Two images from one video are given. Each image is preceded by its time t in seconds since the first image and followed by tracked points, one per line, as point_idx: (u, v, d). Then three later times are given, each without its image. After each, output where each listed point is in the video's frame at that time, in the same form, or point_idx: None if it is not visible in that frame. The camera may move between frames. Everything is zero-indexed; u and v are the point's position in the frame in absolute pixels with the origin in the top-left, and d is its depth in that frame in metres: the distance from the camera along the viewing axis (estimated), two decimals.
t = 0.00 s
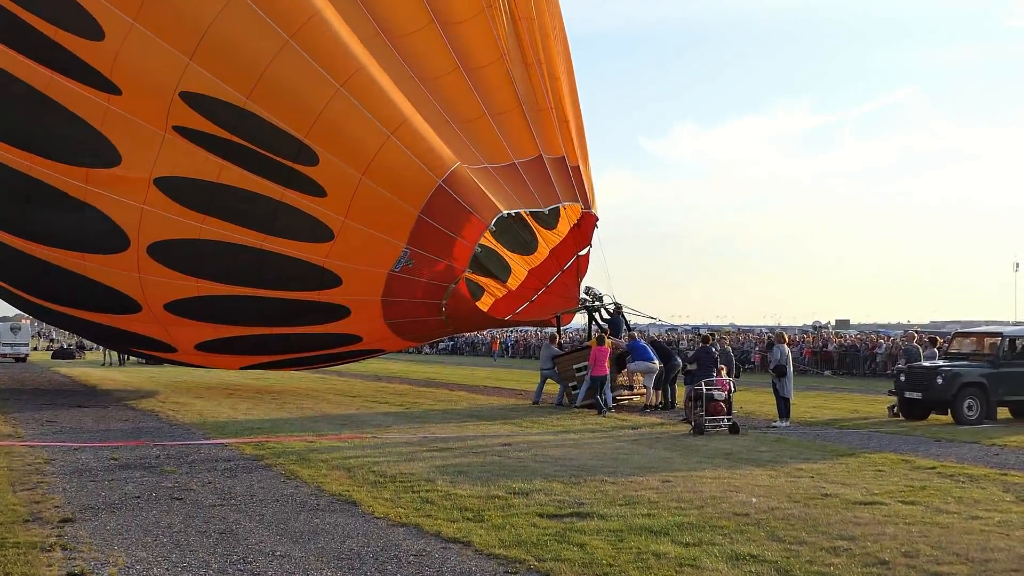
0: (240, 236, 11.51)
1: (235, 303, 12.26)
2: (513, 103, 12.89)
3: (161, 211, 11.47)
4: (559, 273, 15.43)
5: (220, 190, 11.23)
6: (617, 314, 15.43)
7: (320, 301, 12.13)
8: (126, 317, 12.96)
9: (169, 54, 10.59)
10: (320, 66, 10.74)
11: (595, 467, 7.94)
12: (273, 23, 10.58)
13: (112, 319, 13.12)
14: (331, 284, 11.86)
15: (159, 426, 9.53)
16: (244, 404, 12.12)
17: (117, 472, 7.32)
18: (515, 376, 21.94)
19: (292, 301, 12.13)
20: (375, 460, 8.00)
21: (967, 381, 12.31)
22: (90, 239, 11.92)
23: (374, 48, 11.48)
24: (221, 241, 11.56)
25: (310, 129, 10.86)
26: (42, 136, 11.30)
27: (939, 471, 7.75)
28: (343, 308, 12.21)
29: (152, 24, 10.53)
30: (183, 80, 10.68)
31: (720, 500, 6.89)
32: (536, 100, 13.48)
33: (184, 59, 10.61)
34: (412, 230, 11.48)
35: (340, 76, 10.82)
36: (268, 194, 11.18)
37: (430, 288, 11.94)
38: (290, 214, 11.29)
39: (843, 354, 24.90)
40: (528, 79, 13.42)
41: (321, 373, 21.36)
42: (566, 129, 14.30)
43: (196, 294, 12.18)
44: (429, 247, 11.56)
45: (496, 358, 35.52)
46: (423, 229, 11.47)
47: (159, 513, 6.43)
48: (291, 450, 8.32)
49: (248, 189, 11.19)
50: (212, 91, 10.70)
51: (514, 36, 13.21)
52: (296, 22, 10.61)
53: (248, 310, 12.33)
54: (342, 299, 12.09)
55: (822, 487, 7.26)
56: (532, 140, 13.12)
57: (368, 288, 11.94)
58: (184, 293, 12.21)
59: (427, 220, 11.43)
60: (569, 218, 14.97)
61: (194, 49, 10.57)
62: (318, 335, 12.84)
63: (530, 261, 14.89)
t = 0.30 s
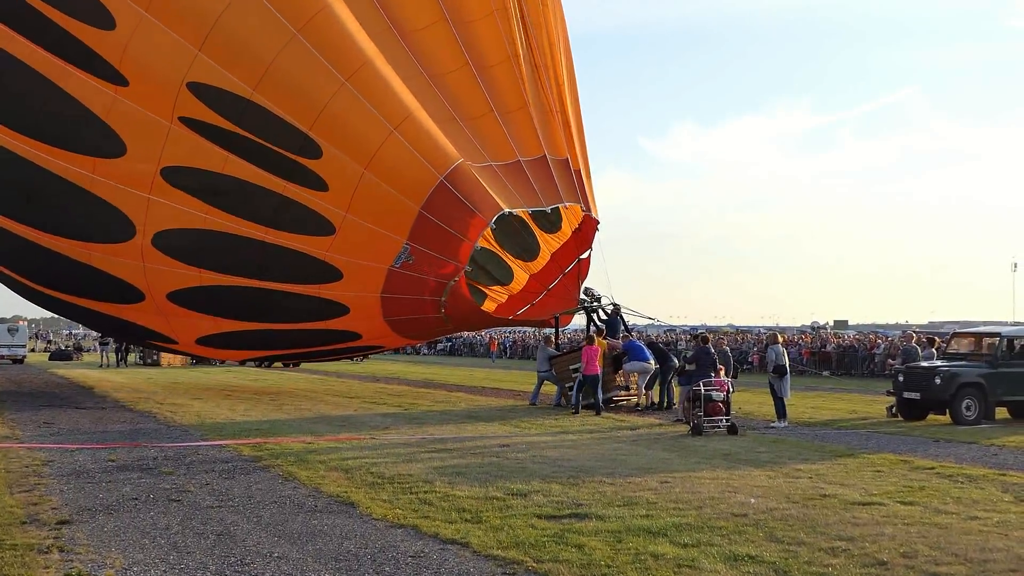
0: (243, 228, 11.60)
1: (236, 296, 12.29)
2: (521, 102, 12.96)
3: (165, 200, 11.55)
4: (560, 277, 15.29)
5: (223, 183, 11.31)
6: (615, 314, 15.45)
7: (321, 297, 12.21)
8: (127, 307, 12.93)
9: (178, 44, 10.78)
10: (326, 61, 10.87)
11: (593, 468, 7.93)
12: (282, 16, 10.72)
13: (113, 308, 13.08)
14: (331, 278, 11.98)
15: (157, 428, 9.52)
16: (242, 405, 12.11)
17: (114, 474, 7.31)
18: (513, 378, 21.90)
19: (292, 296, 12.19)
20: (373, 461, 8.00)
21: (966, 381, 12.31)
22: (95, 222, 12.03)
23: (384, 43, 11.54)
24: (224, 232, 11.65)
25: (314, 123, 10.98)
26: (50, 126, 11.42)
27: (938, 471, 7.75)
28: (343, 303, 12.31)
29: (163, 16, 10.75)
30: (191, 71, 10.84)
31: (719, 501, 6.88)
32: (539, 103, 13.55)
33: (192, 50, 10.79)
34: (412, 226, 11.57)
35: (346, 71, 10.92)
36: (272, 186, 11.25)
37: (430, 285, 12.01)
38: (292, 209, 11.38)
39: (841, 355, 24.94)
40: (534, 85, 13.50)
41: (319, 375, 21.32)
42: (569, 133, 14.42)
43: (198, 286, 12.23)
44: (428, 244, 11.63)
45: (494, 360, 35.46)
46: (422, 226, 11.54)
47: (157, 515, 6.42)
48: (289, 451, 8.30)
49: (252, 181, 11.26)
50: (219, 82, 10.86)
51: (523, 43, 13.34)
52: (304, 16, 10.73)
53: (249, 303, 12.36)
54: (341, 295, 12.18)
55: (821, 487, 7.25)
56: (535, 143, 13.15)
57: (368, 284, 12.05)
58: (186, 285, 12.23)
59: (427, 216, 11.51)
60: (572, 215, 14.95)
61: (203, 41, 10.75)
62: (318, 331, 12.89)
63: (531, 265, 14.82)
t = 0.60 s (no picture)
0: (243, 218, 11.60)
1: (232, 288, 12.28)
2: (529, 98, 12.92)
3: (163, 189, 11.54)
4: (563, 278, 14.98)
5: (223, 172, 11.34)
6: (615, 315, 15.31)
7: (318, 291, 12.19)
8: (124, 297, 12.93)
9: (182, 31, 10.86)
10: (330, 51, 10.99)
11: (593, 471, 7.79)
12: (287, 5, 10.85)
13: (111, 298, 13.08)
14: (329, 273, 11.94)
15: (148, 431, 9.37)
16: (235, 407, 11.96)
17: (104, 477, 7.16)
18: (512, 380, 21.72)
19: (288, 290, 12.19)
20: (369, 463, 7.86)
21: (972, 382, 12.17)
22: (94, 219, 11.92)
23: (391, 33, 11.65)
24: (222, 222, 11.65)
25: (315, 112, 11.06)
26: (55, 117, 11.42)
27: (944, 474, 7.61)
28: (338, 298, 12.26)
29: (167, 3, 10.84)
30: (194, 57, 10.89)
31: (721, 505, 6.74)
32: (551, 99, 13.49)
33: (195, 37, 10.86)
34: (413, 219, 11.60)
35: (348, 60, 11.04)
36: (272, 176, 11.29)
37: (427, 280, 11.93)
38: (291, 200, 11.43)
39: (845, 355, 24.79)
40: (546, 82, 13.48)
41: (313, 377, 21.15)
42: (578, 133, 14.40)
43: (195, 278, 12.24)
44: (428, 237, 11.65)
45: (491, 361, 35.30)
46: (422, 218, 11.60)
47: (147, 519, 6.28)
48: (283, 454, 8.17)
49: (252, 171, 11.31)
50: (221, 69, 10.91)
51: (536, 40, 13.40)
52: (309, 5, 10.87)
53: (244, 295, 12.36)
54: (338, 289, 12.14)
55: (825, 491, 7.11)
56: (542, 140, 13.07)
57: (365, 278, 11.98)
58: (184, 276, 12.22)
59: (427, 208, 11.57)
60: (576, 217, 14.47)
61: (207, 28, 10.83)
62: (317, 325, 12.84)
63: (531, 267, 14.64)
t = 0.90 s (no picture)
0: (241, 208, 11.61)
1: (228, 282, 12.25)
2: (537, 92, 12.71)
3: (160, 179, 11.61)
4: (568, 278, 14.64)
5: (220, 158, 11.35)
6: (615, 314, 15.05)
7: (311, 286, 12.13)
8: (120, 288, 12.91)
9: (179, 15, 10.84)
10: (331, 36, 10.92)
11: (594, 475, 7.57)
12: None
13: (106, 288, 13.06)
14: (326, 264, 11.86)
15: (136, 434, 9.14)
16: (226, 410, 11.73)
17: (88, 483, 6.94)
18: (512, 381, 21.44)
19: (283, 284, 12.13)
20: (364, 468, 7.64)
21: (986, 382, 11.96)
22: (95, 211, 12.03)
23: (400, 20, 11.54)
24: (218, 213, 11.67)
25: (315, 99, 11.01)
26: (60, 107, 11.57)
27: (957, 478, 7.38)
28: (331, 293, 12.15)
29: None
30: (191, 42, 10.87)
31: (727, 510, 6.52)
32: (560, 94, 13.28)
33: (194, 21, 10.83)
34: (412, 211, 11.41)
35: (349, 47, 10.95)
36: (270, 164, 11.28)
37: (424, 274, 11.70)
38: (287, 190, 11.42)
39: (855, 355, 24.52)
40: (556, 75, 13.22)
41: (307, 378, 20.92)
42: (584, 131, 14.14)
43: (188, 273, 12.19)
44: (427, 230, 11.41)
45: (491, 361, 35.01)
46: (422, 210, 11.37)
47: (133, 526, 6.07)
48: (274, 458, 7.95)
49: (251, 159, 11.29)
50: (219, 54, 10.89)
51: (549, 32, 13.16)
52: None
53: (237, 290, 12.29)
54: (330, 284, 12.05)
55: (834, 495, 6.89)
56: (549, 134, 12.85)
57: (360, 271, 11.86)
58: (180, 269, 12.23)
59: (427, 200, 11.34)
60: (580, 215, 14.04)
61: (206, 11, 10.79)
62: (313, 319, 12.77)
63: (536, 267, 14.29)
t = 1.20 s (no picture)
0: (239, 198, 11.42)
1: (224, 273, 12.19)
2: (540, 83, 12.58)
3: (157, 163, 11.44)
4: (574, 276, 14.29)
5: (219, 143, 11.17)
6: (617, 314, 14.79)
7: (309, 276, 12.05)
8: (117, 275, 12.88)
9: None
10: (337, 19, 10.67)
11: (596, 478, 7.39)
12: None
13: (102, 274, 13.03)
14: (323, 253, 11.70)
15: (124, 436, 8.96)
16: (217, 411, 11.53)
17: (75, 487, 6.76)
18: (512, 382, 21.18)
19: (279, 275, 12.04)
20: (360, 471, 7.46)
21: (999, 382, 11.76)
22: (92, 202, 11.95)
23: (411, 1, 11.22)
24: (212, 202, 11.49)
25: (318, 83, 10.78)
26: (57, 92, 11.42)
27: (970, 481, 7.19)
28: (329, 283, 12.08)
29: None
30: (193, 23, 10.65)
31: (732, 514, 6.33)
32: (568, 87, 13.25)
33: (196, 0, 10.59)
34: (414, 200, 11.29)
35: (355, 30, 10.70)
36: (269, 150, 11.10)
37: (424, 265, 11.59)
38: (286, 178, 11.25)
39: (865, 355, 24.32)
40: (565, 73, 13.23)
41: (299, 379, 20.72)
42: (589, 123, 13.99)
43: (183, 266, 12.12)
44: (428, 220, 11.32)
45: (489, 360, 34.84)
46: (423, 200, 11.27)
47: (122, 531, 5.89)
48: (267, 461, 7.78)
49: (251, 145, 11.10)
50: (221, 35, 10.66)
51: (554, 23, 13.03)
52: None
53: (234, 279, 12.26)
54: (328, 274, 11.95)
55: (843, 498, 6.70)
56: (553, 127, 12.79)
57: (358, 260, 11.74)
58: (176, 259, 12.17)
59: (429, 190, 11.23)
60: (586, 215, 13.43)
61: None
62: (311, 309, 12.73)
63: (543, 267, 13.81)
